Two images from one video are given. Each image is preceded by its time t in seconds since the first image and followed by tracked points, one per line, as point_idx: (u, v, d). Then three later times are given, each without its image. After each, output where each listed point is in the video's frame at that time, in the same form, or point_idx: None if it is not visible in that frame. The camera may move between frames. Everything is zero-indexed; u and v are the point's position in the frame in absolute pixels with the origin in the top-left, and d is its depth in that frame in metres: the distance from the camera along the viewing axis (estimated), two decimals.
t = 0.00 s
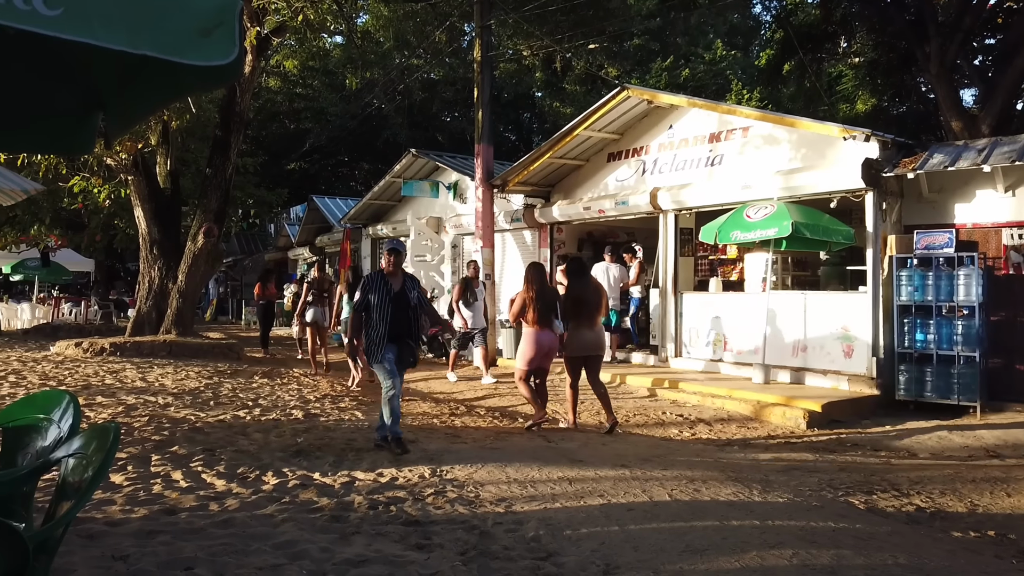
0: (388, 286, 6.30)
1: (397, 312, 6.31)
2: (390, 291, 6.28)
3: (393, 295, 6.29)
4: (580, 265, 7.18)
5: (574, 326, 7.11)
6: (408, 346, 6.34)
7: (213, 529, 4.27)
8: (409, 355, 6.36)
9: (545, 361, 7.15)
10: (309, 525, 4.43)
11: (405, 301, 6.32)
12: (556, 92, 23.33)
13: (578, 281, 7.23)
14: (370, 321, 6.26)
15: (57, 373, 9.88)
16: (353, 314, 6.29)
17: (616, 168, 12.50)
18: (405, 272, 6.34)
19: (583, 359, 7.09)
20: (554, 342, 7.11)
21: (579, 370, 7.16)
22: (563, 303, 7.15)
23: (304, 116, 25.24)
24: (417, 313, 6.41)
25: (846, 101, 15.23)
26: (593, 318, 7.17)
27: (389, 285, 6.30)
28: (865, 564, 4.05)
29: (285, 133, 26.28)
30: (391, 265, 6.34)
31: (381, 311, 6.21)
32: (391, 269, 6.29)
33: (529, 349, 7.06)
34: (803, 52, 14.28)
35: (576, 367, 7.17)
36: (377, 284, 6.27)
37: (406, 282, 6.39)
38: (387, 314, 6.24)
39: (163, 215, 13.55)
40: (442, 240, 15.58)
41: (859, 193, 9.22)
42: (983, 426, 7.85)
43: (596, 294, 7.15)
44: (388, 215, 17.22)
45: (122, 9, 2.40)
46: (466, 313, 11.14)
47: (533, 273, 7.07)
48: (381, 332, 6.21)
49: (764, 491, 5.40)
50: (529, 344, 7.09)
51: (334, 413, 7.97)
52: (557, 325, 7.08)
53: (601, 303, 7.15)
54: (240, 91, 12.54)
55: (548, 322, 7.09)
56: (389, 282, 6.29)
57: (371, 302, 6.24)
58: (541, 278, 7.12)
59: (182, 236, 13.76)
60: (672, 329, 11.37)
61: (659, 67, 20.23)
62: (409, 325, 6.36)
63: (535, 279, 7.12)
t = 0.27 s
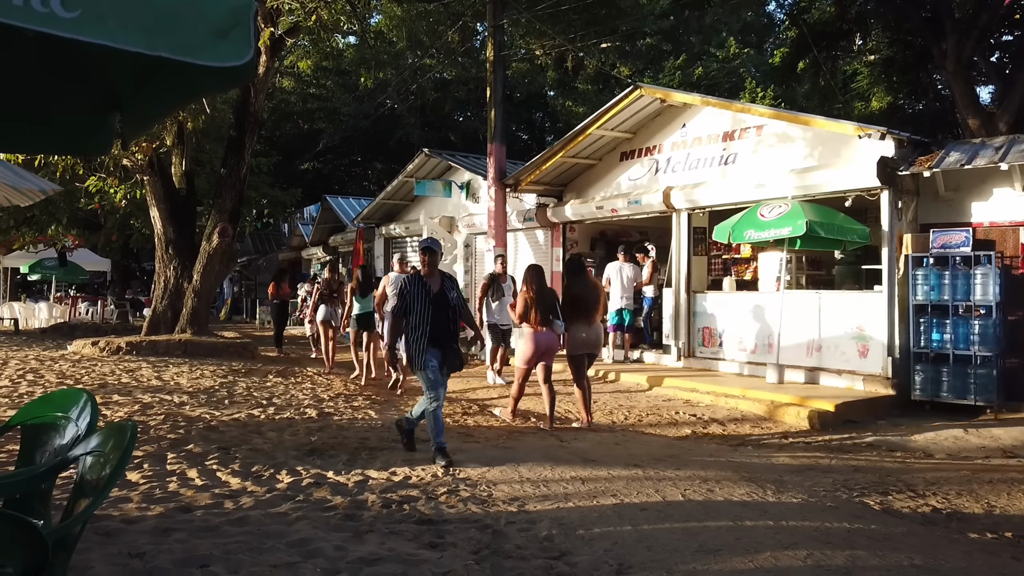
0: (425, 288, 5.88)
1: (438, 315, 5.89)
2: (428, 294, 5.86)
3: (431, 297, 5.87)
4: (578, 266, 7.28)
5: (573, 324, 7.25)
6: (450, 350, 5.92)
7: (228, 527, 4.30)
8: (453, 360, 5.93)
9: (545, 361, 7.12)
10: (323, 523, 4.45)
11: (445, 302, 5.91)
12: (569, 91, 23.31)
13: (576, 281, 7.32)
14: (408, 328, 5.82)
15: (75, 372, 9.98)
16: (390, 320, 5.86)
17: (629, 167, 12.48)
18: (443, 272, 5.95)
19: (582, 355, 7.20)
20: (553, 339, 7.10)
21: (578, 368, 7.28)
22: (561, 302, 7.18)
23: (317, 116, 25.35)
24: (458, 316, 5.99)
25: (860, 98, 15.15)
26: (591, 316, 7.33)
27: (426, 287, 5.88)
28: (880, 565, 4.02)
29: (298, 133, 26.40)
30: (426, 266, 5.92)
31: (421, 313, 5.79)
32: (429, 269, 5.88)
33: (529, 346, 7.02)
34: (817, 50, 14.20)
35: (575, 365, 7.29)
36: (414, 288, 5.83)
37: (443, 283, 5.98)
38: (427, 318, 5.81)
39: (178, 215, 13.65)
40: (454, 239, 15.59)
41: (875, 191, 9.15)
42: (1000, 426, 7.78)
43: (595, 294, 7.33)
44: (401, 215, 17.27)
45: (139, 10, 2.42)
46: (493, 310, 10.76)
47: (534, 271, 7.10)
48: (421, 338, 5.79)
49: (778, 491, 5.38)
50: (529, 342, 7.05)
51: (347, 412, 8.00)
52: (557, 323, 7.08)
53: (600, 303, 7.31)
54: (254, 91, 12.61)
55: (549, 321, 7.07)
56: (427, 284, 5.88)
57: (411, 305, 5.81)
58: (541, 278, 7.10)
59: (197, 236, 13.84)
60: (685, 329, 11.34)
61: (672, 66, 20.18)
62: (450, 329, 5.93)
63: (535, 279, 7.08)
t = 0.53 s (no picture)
0: (469, 281, 5.69)
1: (479, 310, 5.69)
2: (471, 286, 5.68)
3: (474, 290, 5.68)
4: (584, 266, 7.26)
5: (577, 324, 7.28)
6: (492, 346, 5.70)
7: (250, 523, 4.32)
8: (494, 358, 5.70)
9: (543, 359, 7.26)
10: (343, 520, 4.47)
11: (488, 297, 5.71)
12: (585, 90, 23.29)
13: (582, 281, 7.32)
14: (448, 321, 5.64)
15: (97, 370, 10.08)
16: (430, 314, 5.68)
17: (647, 166, 12.43)
18: (487, 266, 5.73)
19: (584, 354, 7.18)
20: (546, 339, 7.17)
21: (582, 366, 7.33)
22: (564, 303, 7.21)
23: (335, 117, 25.47)
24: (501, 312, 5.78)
25: (881, 96, 15.10)
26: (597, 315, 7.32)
27: (469, 280, 5.69)
28: (903, 567, 3.98)
29: (316, 134, 26.54)
30: (470, 258, 5.74)
31: (461, 308, 5.61)
32: (472, 262, 5.70)
33: (524, 345, 7.18)
34: (836, 47, 14.11)
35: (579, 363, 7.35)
36: (457, 279, 5.66)
37: (487, 277, 5.78)
38: (469, 311, 5.63)
39: (199, 215, 13.77)
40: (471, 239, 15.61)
41: (897, 188, 9.06)
42: None
43: (602, 295, 7.38)
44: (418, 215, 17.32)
45: (163, 10, 2.44)
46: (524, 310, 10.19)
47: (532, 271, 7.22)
48: (462, 332, 5.60)
49: (799, 491, 5.34)
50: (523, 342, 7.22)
51: (366, 410, 8.03)
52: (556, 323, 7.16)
53: (605, 304, 7.35)
54: (273, 92, 12.70)
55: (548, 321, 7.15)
56: (470, 277, 5.69)
57: (451, 299, 5.64)
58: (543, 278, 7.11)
59: (217, 236, 13.94)
60: (703, 328, 11.29)
61: (689, 64, 20.11)
62: (493, 324, 5.73)
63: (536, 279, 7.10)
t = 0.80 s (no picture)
0: (516, 285, 5.53)
1: (524, 317, 5.51)
2: (518, 291, 5.51)
3: (521, 295, 5.51)
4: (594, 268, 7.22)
5: (586, 324, 7.41)
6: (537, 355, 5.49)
7: (270, 521, 4.36)
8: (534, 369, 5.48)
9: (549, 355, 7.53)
10: (362, 519, 4.49)
11: (535, 303, 5.53)
12: (603, 89, 23.22)
13: (592, 280, 7.31)
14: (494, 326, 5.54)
15: (119, 369, 10.19)
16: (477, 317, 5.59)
17: (664, 165, 12.39)
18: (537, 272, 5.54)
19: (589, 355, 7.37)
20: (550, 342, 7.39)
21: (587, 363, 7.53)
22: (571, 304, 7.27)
23: (353, 117, 25.59)
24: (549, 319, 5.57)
25: (902, 93, 14.97)
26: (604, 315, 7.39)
27: (517, 284, 5.53)
28: (925, 569, 3.94)
29: (335, 134, 26.67)
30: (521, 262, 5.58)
31: (504, 312, 5.47)
32: (520, 266, 5.54)
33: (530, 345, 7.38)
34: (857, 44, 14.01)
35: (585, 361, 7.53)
36: (504, 283, 5.52)
37: (536, 282, 5.61)
38: (514, 317, 5.48)
39: (219, 215, 13.87)
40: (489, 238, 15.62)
41: (919, 186, 8.97)
42: None
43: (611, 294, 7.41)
44: (436, 214, 17.37)
45: (185, 13, 2.45)
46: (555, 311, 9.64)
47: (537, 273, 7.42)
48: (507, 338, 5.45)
49: (820, 492, 5.31)
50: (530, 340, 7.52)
51: (384, 409, 8.07)
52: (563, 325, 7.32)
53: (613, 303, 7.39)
54: (292, 93, 12.77)
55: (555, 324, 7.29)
56: (518, 281, 5.53)
57: (497, 301, 5.51)
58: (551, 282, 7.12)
59: (236, 235, 14.05)
60: (722, 328, 11.23)
61: (708, 62, 20.02)
62: (539, 332, 5.53)
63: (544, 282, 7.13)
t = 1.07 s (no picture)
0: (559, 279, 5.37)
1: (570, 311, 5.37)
2: (563, 285, 5.35)
3: (565, 289, 5.36)
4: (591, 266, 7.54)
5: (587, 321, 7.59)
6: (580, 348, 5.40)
7: (283, 520, 4.38)
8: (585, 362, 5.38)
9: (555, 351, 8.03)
10: (374, 518, 4.51)
11: (578, 297, 5.41)
12: (617, 88, 23.17)
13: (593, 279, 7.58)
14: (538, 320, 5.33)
15: (136, 368, 10.27)
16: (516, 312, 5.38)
17: (678, 164, 12.36)
18: (579, 264, 5.41)
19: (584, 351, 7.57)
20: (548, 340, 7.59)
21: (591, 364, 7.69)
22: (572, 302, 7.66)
23: (367, 117, 25.67)
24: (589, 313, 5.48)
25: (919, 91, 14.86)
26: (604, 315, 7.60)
27: (560, 278, 5.38)
28: (941, 572, 3.92)
29: (349, 134, 26.75)
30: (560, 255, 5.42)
31: (552, 308, 5.30)
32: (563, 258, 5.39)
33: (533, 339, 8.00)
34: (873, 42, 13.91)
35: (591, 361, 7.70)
36: (548, 278, 5.34)
37: (577, 276, 5.48)
38: (559, 310, 5.32)
39: (234, 215, 13.96)
40: (502, 237, 15.62)
41: (935, 185, 8.89)
42: None
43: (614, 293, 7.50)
44: (449, 214, 17.40)
45: (198, 17, 2.48)
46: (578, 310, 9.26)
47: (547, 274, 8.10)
48: (554, 331, 5.27)
49: (834, 493, 5.28)
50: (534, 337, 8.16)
51: (397, 408, 8.10)
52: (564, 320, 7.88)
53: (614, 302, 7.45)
54: (307, 93, 12.84)
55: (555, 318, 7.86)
56: (561, 275, 5.37)
57: (542, 297, 5.32)
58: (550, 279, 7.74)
59: (252, 235, 14.13)
60: (736, 328, 11.18)
61: (722, 61, 19.93)
62: (581, 326, 5.42)
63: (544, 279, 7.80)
